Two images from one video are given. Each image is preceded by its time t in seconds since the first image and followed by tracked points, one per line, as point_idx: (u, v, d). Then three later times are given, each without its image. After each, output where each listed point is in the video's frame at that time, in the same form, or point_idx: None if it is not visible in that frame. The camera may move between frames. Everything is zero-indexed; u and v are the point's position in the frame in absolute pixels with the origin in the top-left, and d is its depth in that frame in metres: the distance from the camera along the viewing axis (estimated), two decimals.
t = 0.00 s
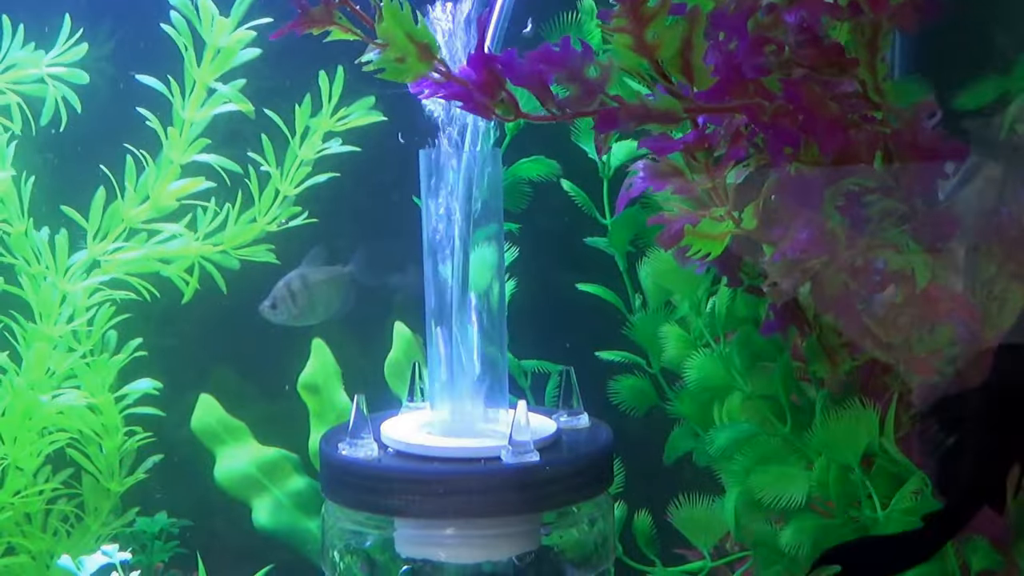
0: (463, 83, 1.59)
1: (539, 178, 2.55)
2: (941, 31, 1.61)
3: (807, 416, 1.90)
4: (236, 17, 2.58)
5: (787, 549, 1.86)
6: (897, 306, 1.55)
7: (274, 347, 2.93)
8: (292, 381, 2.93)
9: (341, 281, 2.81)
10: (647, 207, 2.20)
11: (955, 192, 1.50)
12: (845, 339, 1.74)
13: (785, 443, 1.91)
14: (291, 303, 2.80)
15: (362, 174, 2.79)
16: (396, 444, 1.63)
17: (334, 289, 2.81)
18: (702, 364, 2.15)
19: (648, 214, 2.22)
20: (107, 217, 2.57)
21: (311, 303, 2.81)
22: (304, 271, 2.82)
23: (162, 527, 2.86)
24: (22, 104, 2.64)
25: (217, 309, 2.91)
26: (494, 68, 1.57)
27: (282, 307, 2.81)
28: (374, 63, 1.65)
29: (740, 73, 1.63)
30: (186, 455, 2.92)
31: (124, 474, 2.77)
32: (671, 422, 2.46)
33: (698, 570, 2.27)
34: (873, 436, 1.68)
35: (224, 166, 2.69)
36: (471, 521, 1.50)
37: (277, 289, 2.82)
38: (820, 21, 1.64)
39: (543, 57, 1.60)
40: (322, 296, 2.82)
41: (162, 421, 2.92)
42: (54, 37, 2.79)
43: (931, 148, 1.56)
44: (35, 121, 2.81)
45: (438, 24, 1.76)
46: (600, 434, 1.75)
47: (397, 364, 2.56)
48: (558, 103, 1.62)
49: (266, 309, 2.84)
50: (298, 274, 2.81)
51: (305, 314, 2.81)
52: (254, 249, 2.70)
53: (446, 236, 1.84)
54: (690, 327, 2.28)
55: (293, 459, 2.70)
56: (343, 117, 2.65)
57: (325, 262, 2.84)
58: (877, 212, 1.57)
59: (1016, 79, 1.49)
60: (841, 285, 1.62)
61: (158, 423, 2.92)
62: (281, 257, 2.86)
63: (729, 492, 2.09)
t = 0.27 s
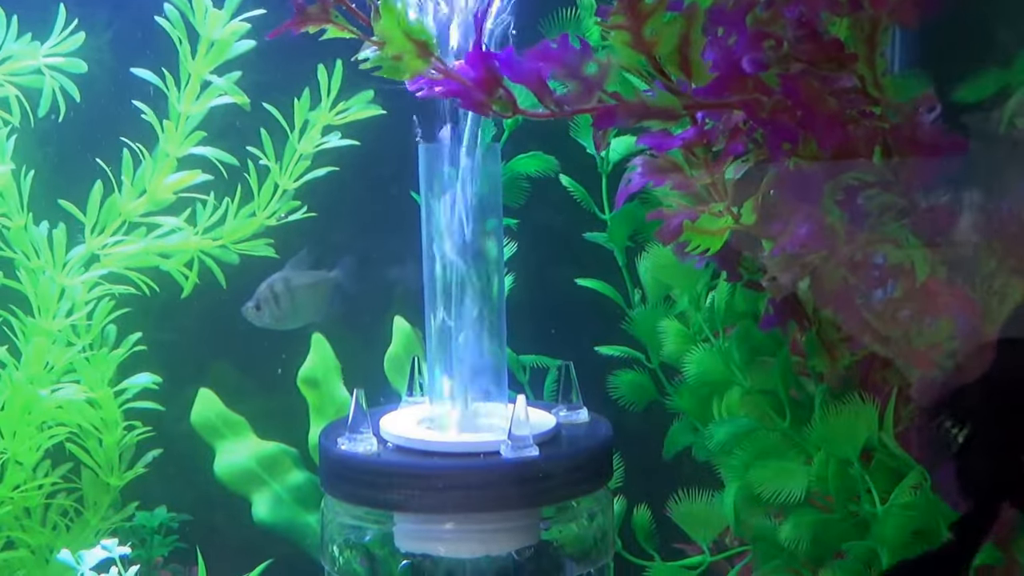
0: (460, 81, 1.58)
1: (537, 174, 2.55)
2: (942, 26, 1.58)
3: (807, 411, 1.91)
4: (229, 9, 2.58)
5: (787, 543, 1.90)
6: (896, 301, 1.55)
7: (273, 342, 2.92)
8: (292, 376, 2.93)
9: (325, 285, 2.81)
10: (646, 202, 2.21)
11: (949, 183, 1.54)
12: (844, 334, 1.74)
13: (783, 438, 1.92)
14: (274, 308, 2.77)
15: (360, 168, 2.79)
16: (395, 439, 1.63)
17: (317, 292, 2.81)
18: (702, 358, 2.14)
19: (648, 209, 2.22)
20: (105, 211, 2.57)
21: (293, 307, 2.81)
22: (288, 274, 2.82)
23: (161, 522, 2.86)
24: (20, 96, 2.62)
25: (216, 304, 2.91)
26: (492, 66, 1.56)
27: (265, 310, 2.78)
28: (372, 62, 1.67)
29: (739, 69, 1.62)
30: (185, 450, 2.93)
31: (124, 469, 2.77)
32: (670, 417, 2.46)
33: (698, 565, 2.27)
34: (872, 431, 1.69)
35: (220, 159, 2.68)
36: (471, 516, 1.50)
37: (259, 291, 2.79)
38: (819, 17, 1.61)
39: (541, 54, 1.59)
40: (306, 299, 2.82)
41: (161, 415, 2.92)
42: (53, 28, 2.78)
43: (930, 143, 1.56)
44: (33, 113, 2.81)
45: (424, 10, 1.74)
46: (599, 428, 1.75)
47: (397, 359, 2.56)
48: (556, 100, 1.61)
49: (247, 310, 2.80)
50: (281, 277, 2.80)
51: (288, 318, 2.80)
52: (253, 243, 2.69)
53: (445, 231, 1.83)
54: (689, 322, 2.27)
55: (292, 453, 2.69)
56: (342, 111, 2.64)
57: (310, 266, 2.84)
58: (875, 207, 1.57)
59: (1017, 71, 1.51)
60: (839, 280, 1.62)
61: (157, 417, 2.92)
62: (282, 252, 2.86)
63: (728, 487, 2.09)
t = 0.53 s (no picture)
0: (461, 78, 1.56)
1: (536, 169, 2.55)
2: (943, 18, 1.59)
3: (808, 405, 1.90)
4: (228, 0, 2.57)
5: (788, 538, 1.90)
6: (898, 296, 1.57)
7: (273, 336, 2.92)
8: (292, 370, 2.92)
9: (307, 287, 2.82)
10: (647, 197, 2.19)
11: (949, 175, 1.56)
12: (846, 329, 1.72)
13: (784, 433, 1.91)
14: (260, 308, 2.81)
15: (361, 162, 2.77)
16: (396, 433, 1.62)
17: (302, 294, 2.82)
18: (703, 354, 2.14)
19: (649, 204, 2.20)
20: (104, 205, 2.55)
21: (278, 308, 2.83)
22: (274, 275, 2.84)
23: (161, 516, 2.85)
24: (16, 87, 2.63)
25: (217, 298, 2.90)
26: (493, 62, 1.54)
27: (252, 312, 2.82)
28: (371, 61, 1.64)
29: (740, 61, 1.62)
30: (185, 444, 2.92)
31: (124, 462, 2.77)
32: (671, 412, 2.45)
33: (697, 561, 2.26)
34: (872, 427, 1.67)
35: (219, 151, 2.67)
36: (472, 510, 1.49)
37: (245, 292, 2.83)
38: (822, 10, 1.64)
39: (544, 49, 1.56)
40: (291, 300, 2.83)
41: (161, 409, 2.92)
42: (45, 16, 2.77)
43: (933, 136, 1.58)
44: (31, 104, 2.78)
45: (435, 17, 1.76)
46: (601, 423, 1.74)
47: (398, 353, 2.54)
48: (559, 96, 1.59)
49: (234, 312, 2.84)
50: (266, 278, 2.82)
51: (273, 319, 2.83)
52: (253, 236, 2.68)
53: (446, 224, 1.82)
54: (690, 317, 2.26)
55: (293, 448, 2.68)
56: (343, 103, 2.62)
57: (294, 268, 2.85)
58: (878, 200, 1.58)
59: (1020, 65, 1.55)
60: (841, 274, 1.64)
61: (156, 411, 2.91)
62: (282, 245, 2.86)
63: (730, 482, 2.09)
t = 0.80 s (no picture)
0: (461, 79, 1.56)
1: (537, 165, 2.53)
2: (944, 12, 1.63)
3: (810, 402, 1.92)
4: None
5: (788, 534, 1.92)
6: (901, 290, 1.60)
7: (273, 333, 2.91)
8: (292, 366, 2.91)
9: (297, 291, 2.84)
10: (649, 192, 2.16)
11: (950, 171, 1.58)
12: (847, 325, 1.75)
13: (786, 429, 1.92)
14: (238, 314, 2.77)
15: (362, 158, 2.76)
16: (397, 429, 1.61)
17: (292, 297, 2.84)
18: (704, 350, 2.10)
19: (650, 200, 2.19)
20: (103, 199, 2.55)
21: (259, 314, 2.79)
22: (256, 280, 2.81)
23: (162, 511, 2.84)
24: (9, 76, 2.62)
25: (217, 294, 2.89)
26: (493, 64, 1.54)
27: (229, 315, 2.77)
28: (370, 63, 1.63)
29: (741, 60, 1.61)
30: (185, 440, 2.91)
31: (124, 458, 2.76)
32: (673, 408, 2.45)
33: (699, 557, 2.24)
34: (874, 424, 1.70)
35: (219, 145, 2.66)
36: (473, 506, 1.48)
37: (226, 297, 2.79)
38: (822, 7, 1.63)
39: (543, 50, 1.56)
40: (273, 306, 2.82)
41: (161, 405, 2.91)
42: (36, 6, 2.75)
43: (933, 131, 1.60)
44: (25, 95, 2.78)
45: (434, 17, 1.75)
46: (602, 419, 1.74)
47: (398, 349, 2.54)
48: (559, 96, 1.59)
49: (212, 317, 2.79)
50: (247, 284, 2.79)
51: (255, 324, 2.80)
52: (253, 232, 2.67)
53: (447, 222, 1.81)
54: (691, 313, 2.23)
55: (293, 443, 2.67)
56: (344, 98, 2.61)
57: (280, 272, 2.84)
58: (880, 195, 1.62)
59: None
60: (843, 270, 1.67)
61: (156, 406, 2.91)
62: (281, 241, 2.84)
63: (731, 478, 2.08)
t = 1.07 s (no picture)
0: (459, 77, 1.54)
1: (536, 159, 2.52)
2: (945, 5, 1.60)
3: (811, 396, 1.90)
4: None
5: (789, 529, 1.92)
6: (903, 284, 1.60)
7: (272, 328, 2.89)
8: (291, 360, 2.90)
9: (272, 294, 2.83)
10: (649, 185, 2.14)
11: (952, 165, 1.58)
12: (848, 319, 1.74)
13: (787, 423, 1.91)
14: (212, 319, 2.77)
15: (361, 152, 2.74)
16: (396, 424, 1.60)
17: (269, 302, 2.83)
18: (704, 343, 2.12)
19: (651, 194, 2.18)
20: (101, 192, 2.54)
21: (234, 319, 2.80)
22: (230, 285, 2.81)
23: (161, 506, 2.84)
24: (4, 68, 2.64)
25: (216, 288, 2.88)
26: (492, 60, 1.53)
27: (203, 321, 2.77)
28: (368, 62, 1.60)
29: (741, 54, 1.60)
30: (184, 435, 2.90)
31: (123, 452, 2.76)
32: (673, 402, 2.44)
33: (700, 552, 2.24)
34: (875, 418, 1.71)
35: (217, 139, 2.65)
36: (473, 501, 1.48)
37: (200, 304, 2.79)
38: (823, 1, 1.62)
39: (542, 46, 1.56)
40: (248, 310, 2.82)
41: (160, 399, 2.90)
42: None
43: (935, 124, 1.59)
44: (19, 86, 2.78)
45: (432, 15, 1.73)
46: (602, 414, 1.73)
47: (397, 343, 2.53)
48: (558, 92, 1.58)
49: (188, 324, 2.80)
50: (220, 289, 2.79)
51: (230, 329, 2.81)
52: (251, 226, 2.67)
53: (447, 218, 1.81)
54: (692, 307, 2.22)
55: (293, 437, 2.66)
56: (343, 92, 2.61)
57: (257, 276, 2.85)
58: (881, 188, 1.61)
59: None
60: (844, 264, 1.65)
61: (155, 401, 2.90)
62: (280, 234, 2.84)
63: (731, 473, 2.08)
